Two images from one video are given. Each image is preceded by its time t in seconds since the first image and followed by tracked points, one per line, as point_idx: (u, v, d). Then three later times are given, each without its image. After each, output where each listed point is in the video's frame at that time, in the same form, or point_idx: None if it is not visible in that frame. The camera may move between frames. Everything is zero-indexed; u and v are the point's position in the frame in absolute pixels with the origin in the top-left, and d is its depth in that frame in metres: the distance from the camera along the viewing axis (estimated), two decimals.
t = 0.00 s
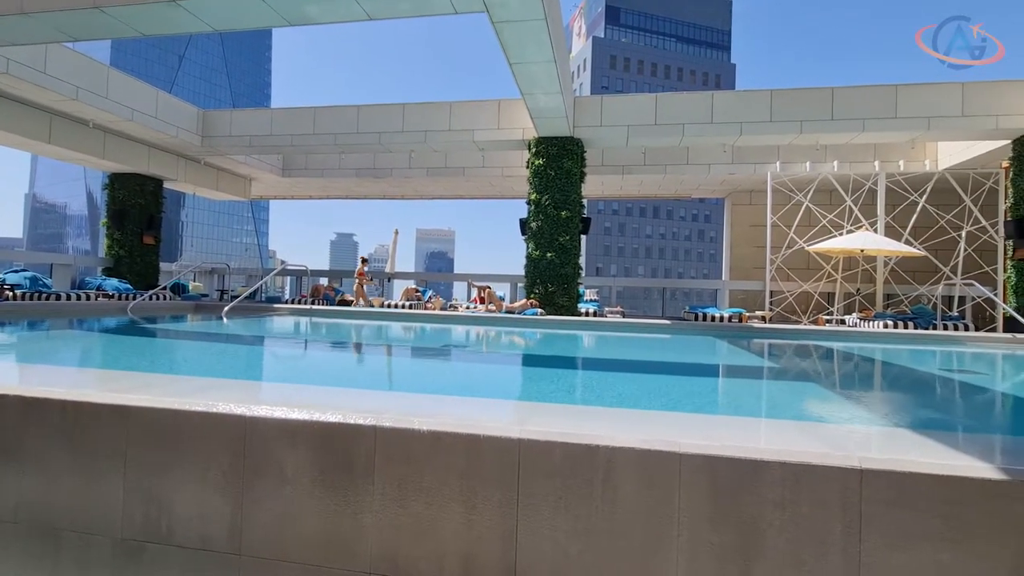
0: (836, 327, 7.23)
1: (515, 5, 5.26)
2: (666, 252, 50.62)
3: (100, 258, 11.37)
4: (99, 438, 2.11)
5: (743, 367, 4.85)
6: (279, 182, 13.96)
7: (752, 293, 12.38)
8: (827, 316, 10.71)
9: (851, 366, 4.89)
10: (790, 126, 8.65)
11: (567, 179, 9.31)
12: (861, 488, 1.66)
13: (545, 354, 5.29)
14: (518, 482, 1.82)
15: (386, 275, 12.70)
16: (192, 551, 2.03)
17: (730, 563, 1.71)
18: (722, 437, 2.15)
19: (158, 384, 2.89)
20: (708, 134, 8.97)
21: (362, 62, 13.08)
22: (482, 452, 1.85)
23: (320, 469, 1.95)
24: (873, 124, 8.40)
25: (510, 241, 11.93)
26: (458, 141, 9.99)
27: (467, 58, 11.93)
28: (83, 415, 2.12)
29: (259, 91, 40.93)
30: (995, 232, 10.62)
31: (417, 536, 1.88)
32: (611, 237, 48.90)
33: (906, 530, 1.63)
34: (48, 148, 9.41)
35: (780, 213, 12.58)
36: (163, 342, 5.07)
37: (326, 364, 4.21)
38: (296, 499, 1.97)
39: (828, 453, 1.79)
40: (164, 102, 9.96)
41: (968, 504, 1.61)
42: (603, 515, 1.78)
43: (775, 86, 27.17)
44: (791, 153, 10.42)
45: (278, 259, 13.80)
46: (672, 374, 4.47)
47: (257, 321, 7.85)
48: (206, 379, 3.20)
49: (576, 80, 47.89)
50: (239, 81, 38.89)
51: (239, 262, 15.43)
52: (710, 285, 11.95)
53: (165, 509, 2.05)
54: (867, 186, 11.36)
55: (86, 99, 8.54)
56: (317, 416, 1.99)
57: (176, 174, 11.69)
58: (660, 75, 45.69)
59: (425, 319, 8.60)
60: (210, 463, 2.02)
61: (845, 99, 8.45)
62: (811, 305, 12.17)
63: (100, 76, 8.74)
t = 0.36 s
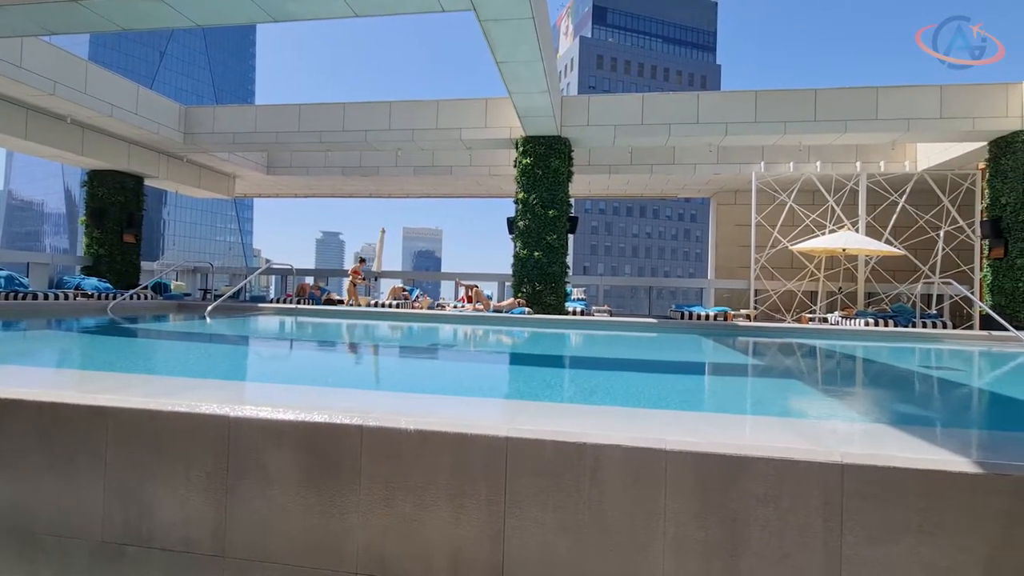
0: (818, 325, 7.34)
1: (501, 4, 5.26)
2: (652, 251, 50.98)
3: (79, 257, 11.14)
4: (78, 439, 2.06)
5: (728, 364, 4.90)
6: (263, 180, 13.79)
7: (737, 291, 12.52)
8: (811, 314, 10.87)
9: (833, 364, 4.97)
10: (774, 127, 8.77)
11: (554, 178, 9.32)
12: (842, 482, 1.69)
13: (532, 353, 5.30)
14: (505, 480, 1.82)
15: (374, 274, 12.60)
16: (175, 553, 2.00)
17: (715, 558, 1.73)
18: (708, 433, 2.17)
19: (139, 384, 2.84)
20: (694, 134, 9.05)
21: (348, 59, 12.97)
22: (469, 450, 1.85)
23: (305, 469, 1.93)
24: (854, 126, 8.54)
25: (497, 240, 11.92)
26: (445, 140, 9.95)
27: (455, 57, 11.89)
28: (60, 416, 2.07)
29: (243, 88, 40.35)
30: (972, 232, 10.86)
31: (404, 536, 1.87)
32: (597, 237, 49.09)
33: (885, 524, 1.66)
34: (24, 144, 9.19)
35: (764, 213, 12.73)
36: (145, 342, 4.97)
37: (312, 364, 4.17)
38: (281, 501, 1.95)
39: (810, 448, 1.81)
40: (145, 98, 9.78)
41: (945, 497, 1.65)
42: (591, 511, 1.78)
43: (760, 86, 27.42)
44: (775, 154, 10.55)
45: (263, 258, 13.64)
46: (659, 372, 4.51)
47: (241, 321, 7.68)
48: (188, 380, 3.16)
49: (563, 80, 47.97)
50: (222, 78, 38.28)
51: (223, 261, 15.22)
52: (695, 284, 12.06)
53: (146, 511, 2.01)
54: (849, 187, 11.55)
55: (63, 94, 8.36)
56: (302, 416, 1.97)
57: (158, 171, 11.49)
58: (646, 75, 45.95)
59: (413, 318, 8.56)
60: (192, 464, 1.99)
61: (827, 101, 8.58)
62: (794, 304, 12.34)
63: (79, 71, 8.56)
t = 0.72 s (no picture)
0: (801, 323, 7.45)
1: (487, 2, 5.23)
2: (638, 250, 51.29)
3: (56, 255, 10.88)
4: (56, 441, 2.02)
5: (713, 363, 4.95)
6: (247, 178, 13.58)
7: (722, 290, 12.65)
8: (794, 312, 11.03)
9: (815, 361, 5.05)
10: (758, 127, 8.87)
11: (541, 177, 9.33)
12: (823, 477, 1.72)
13: (519, 353, 5.30)
14: (492, 478, 1.82)
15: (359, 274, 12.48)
16: (157, 557, 1.96)
17: (699, 553, 1.74)
18: (693, 430, 2.19)
19: (120, 386, 2.78)
20: (679, 135, 9.12)
21: (333, 56, 12.82)
22: (456, 449, 1.84)
23: (290, 471, 1.91)
24: (836, 127, 8.68)
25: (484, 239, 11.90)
26: (432, 139, 9.91)
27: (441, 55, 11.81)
28: (37, 418, 2.02)
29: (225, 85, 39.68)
30: (949, 232, 11.10)
31: (391, 536, 1.86)
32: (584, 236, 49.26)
33: (864, 517, 1.69)
34: None
35: (748, 212, 12.88)
36: (127, 343, 4.87)
37: (298, 364, 4.13)
38: (266, 502, 1.92)
39: (792, 444, 1.84)
40: (124, 93, 9.58)
41: (922, 490, 1.68)
42: (577, 508, 1.79)
43: (746, 87, 27.69)
44: (759, 155, 10.68)
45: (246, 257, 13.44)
46: (646, 370, 4.54)
47: (224, 321, 7.58)
48: (169, 381, 3.09)
49: (550, 79, 47.97)
50: (203, 74, 37.55)
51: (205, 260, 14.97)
52: (681, 283, 12.17)
53: (126, 514, 1.98)
54: (830, 187, 11.74)
55: (39, 90, 8.16)
56: (287, 416, 1.95)
57: (138, 169, 11.27)
58: (632, 75, 46.17)
59: (399, 317, 8.51)
60: (174, 466, 1.96)
61: (809, 102, 8.71)
62: (778, 302, 12.51)
63: (56, 66, 8.36)
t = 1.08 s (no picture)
0: (786, 321, 7.54)
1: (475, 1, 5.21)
2: (624, 250, 51.56)
3: (33, 255, 10.63)
4: (34, 443, 1.97)
5: (700, 361, 5.00)
6: (231, 176, 13.38)
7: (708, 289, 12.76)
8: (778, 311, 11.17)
9: (799, 359, 5.12)
10: (743, 128, 8.97)
11: (529, 177, 9.33)
12: (806, 473, 1.74)
13: (507, 352, 5.29)
14: (480, 477, 1.82)
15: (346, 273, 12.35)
16: (139, 560, 1.93)
17: (685, 550, 1.76)
18: (679, 427, 2.21)
19: (100, 387, 2.72)
20: (666, 135, 9.18)
21: (319, 53, 12.68)
22: (444, 448, 1.83)
23: (275, 472, 1.88)
24: (818, 129, 8.81)
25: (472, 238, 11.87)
26: (419, 137, 9.86)
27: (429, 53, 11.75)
28: (14, 420, 1.98)
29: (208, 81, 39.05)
30: (928, 232, 11.33)
31: (378, 536, 1.85)
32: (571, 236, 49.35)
33: (846, 512, 1.71)
34: None
35: (733, 212, 13.01)
36: (108, 345, 4.77)
37: (284, 364, 4.08)
38: (251, 503, 1.90)
39: (776, 441, 1.86)
40: (103, 89, 9.38)
41: (902, 485, 1.71)
42: (565, 506, 1.79)
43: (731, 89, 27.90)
44: (744, 155, 10.81)
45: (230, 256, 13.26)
46: (634, 369, 4.56)
47: (207, 321, 7.52)
48: (151, 382, 3.03)
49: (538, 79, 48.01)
50: (186, 70, 36.92)
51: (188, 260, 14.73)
52: (668, 282, 12.26)
53: (107, 518, 1.94)
54: (813, 187, 11.92)
55: (16, 85, 7.97)
56: (272, 417, 1.92)
57: (118, 166, 11.05)
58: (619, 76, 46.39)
59: (387, 317, 8.46)
60: (157, 468, 1.92)
61: (793, 104, 8.82)
62: (762, 301, 12.67)
63: (33, 61, 8.17)
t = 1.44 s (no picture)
0: (772, 320, 7.63)
1: None
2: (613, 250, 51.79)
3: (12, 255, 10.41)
4: (14, 447, 1.93)
5: (688, 359, 5.04)
6: (217, 175, 13.20)
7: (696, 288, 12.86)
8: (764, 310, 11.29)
9: (785, 358, 5.18)
10: (730, 129, 9.06)
11: (518, 176, 9.33)
12: (792, 470, 1.76)
13: (497, 351, 5.29)
14: (470, 476, 1.81)
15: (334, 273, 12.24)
16: (122, 565, 1.90)
17: (673, 547, 1.77)
18: (668, 426, 2.22)
19: (84, 389, 2.67)
20: (654, 135, 9.24)
21: (307, 51, 12.57)
22: (433, 449, 1.83)
23: (262, 473, 1.86)
24: (803, 130, 8.92)
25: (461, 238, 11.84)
26: (408, 137, 9.81)
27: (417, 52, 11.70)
28: None
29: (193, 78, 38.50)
30: (911, 232, 11.52)
31: (367, 537, 1.83)
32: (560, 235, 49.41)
33: (830, 508, 1.74)
34: None
35: (721, 212, 13.12)
36: (93, 346, 4.68)
37: (272, 365, 4.04)
38: (237, 506, 1.88)
39: (763, 438, 1.88)
40: (84, 86, 9.21)
41: (884, 481, 1.74)
42: (554, 505, 1.80)
43: (721, 88, 28.04)
44: (731, 156, 10.91)
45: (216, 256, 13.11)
46: (623, 368, 4.59)
47: (192, 321, 7.51)
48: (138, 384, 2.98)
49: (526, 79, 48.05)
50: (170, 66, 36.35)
51: (172, 260, 14.52)
52: (656, 282, 12.34)
53: (88, 522, 1.90)
54: (799, 188, 12.06)
55: None
56: (259, 418, 1.90)
57: (100, 164, 10.86)
58: (607, 76, 46.59)
59: (375, 317, 8.42)
60: (140, 471, 1.89)
61: (778, 105, 8.93)
62: (749, 300, 12.80)
63: (12, 57, 7.99)
